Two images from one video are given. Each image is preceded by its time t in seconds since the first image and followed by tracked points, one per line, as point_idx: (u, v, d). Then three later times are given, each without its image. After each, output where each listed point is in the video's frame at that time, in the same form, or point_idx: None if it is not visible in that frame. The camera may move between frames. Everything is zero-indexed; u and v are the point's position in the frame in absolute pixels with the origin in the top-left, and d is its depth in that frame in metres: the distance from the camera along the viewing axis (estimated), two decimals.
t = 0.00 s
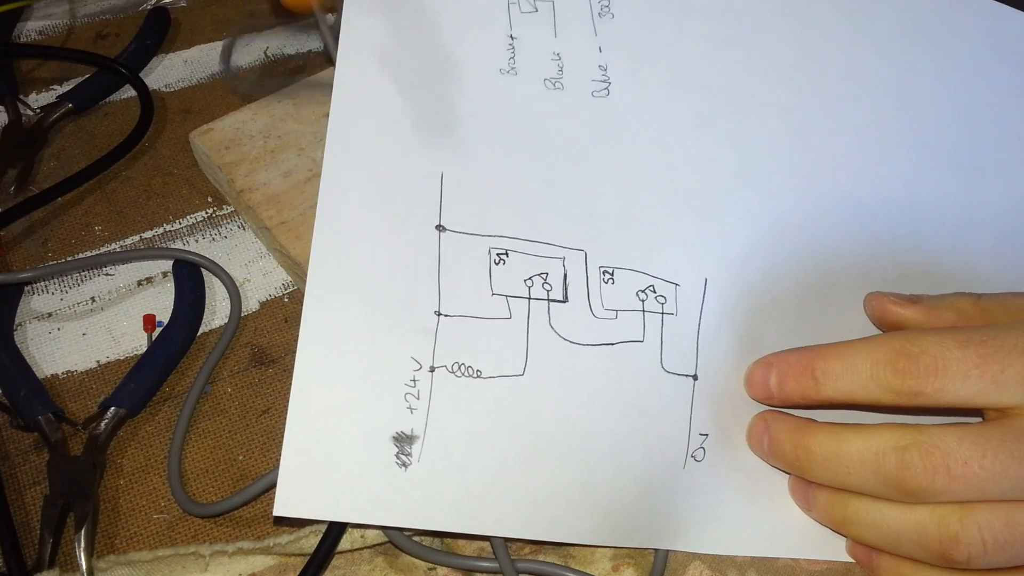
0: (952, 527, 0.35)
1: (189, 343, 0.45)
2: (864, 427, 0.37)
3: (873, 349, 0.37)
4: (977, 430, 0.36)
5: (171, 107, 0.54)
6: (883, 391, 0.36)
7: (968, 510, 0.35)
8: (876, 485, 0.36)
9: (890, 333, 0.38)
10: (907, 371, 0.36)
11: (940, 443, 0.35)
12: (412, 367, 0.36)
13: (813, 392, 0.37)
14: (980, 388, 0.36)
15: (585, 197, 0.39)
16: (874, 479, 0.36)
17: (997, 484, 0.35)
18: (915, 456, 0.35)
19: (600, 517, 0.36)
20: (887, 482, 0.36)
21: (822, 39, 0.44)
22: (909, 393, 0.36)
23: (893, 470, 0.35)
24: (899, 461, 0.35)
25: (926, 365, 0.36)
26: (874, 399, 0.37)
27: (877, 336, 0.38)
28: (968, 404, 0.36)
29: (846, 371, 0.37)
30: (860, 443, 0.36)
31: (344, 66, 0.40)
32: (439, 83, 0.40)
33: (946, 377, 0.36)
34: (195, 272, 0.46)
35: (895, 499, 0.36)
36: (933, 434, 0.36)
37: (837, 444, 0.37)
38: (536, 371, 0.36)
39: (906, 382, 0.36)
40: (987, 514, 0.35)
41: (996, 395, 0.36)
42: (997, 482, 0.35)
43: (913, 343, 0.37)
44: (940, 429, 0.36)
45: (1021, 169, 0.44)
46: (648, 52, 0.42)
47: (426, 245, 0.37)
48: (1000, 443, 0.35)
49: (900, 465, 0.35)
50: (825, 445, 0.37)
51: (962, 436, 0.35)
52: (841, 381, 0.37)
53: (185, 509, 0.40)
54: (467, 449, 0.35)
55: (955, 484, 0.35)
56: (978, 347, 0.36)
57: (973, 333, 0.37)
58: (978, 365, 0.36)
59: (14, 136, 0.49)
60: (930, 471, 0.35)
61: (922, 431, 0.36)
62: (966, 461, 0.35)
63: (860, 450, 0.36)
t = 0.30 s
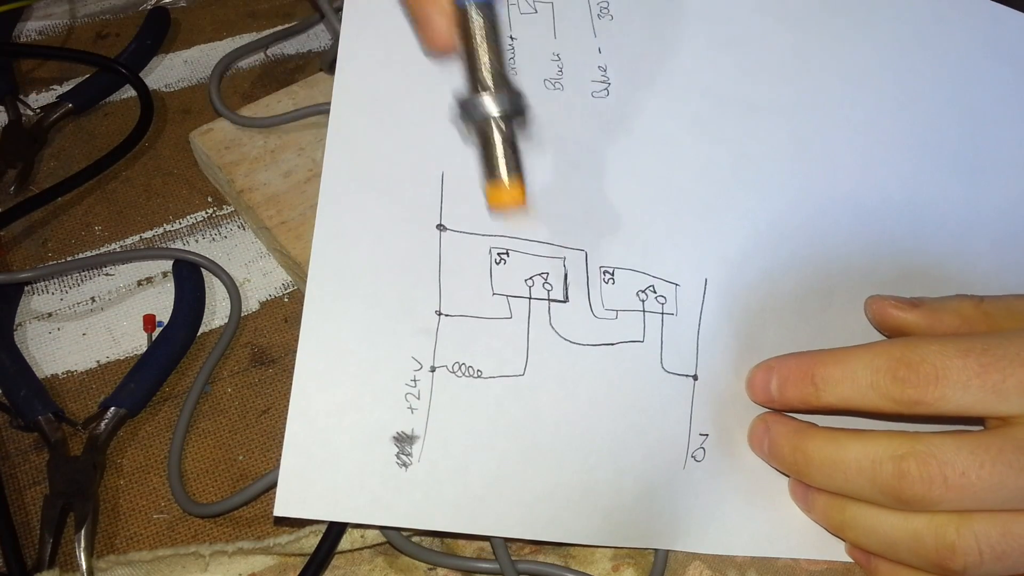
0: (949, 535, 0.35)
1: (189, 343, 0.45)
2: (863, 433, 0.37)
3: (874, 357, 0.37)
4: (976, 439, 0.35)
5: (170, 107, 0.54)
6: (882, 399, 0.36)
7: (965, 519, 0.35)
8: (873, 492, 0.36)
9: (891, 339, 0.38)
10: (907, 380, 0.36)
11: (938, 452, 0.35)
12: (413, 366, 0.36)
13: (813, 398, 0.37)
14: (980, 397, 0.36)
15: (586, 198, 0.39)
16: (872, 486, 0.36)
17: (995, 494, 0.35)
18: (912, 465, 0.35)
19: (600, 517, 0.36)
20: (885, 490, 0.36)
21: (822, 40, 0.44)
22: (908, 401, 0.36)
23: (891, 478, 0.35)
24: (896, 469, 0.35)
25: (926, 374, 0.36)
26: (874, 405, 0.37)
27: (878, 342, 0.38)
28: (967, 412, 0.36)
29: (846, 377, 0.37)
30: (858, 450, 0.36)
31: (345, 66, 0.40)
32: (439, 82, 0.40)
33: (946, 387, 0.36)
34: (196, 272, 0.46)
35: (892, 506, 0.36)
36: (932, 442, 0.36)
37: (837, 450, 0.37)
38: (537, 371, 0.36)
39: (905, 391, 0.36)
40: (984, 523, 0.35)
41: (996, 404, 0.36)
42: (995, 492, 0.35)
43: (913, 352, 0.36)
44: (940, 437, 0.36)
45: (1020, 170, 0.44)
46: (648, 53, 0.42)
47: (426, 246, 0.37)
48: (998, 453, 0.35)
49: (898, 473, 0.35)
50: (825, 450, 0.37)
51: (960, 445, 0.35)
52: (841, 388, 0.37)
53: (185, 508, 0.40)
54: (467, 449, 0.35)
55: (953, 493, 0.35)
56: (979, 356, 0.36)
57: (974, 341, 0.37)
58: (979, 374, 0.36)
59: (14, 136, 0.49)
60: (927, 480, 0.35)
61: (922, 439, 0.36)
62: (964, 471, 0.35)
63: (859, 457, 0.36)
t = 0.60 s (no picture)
0: (952, 536, 0.35)
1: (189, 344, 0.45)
2: (869, 433, 0.37)
3: (880, 357, 0.37)
4: (980, 440, 0.35)
5: (170, 107, 0.54)
6: (889, 398, 0.36)
7: (969, 520, 0.35)
8: (878, 492, 0.36)
9: (899, 339, 0.38)
10: (913, 380, 0.36)
11: (943, 454, 0.35)
12: (413, 366, 0.36)
13: (821, 396, 0.37)
14: (988, 399, 0.35)
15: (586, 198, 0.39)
16: (876, 485, 0.36)
17: (1000, 496, 0.35)
18: (917, 466, 0.35)
19: (600, 517, 0.36)
20: (889, 490, 0.36)
21: (822, 40, 0.44)
22: (915, 402, 0.36)
23: (895, 479, 0.35)
24: (901, 470, 0.35)
25: (932, 375, 0.36)
26: (882, 405, 0.37)
27: (886, 341, 0.38)
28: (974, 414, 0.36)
29: (852, 377, 0.37)
30: (863, 450, 0.36)
31: (345, 67, 0.40)
32: (439, 82, 0.40)
33: (953, 388, 0.36)
34: (196, 272, 0.46)
35: (897, 506, 0.36)
36: (938, 443, 0.36)
37: (842, 449, 0.37)
38: (537, 371, 0.36)
39: (912, 392, 0.36)
40: (988, 525, 0.35)
41: (1002, 406, 0.35)
42: (1000, 495, 0.34)
43: (921, 352, 0.36)
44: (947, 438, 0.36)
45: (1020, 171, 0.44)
46: (648, 52, 0.42)
47: (426, 245, 0.37)
48: (1004, 455, 0.35)
49: (903, 474, 0.35)
50: (830, 450, 0.37)
51: (965, 447, 0.35)
52: (847, 387, 0.37)
53: (185, 509, 0.40)
54: (467, 449, 0.35)
55: (957, 495, 0.35)
56: (987, 358, 0.36)
57: (982, 343, 0.36)
58: (986, 376, 0.35)
59: (14, 137, 0.49)
60: (932, 481, 0.35)
61: (927, 440, 0.36)
62: (969, 473, 0.35)
63: (864, 456, 0.36)
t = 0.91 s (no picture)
0: (952, 538, 0.35)
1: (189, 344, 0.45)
2: (869, 434, 0.37)
3: (881, 357, 0.37)
4: (980, 442, 0.35)
5: (171, 107, 0.54)
6: (890, 398, 0.36)
7: (969, 522, 0.35)
8: (877, 493, 0.36)
9: (900, 339, 0.38)
10: (913, 381, 0.36)
11: (943, 455, 0.35)
12: (412, 366, 0.36)
13: (821, 397, 0.37)
14: (988, 401, 0.35)
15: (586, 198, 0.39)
16: (876, 486, 0.36)
17: (1000, 498, 0.34)
18: (917, 467, 0.35)
19: (600, 517, 0.36)
20: (889, 490, 0.36)
21: (823, 40, 0.44)
22: (915, 403, 0.36)
23: (895, 480, 0.35)
24: (901, 471, 0.35)
25: (932, 375, 0.36)
26: (882, 405, 0.37)
27: (887, 342, 0.38)
28: (974, 415, 0.36)
29: (852, 377, 0.37)
30: (863, 451, 0.36)
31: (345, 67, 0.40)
32: (439, 82, 0.40)
33: (953, 389, 0.35)
34: (195, 272, 0.46)
35: (897, 506, 0.36)
36: (938, 444, 0.36)
37: (842, 450, 0.37)
38: (537, 371, 0.36)
39: (911, 392, 0.36)
40: (988, 526, 0.35)
41: (1003, 408, 0.35)
42: (1000, 497, 0.34)
43: (921, 353, 0.36)
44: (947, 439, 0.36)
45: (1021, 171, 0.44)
46: (648, 53, 0.42)
47: (425, 245, 0.37)
48: (1004, 457, 0.35)
49: (902, 475, 0.35)
50: (830, 450, 0.37)
51: (966, 449, 0.35)
52: (848, 387, 0.37)
53: (186, 509, 0.40)
54: (467, 449, 0.35)
55: (957, 496, 0.35)
56: (987, 358, 0.35)
57: (982, 343, 0.36)
58: (986, 377, 0.35)
59: (14, 137, 0.49)
60: (932, 482, 0.35)
61: (927, 440, 0.36)
62: (969, 474, 0.35)
63: (864, 457, 0.36)
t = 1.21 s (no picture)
0: (952, 538, 0.35)
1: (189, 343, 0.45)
2: (869, 434, 0.37)
3: (881, 357, 0.37)
4: (980, 442, 0.35)
5: (171, 107, 0.54)
6: (890, 398, 0.36)
7: (969, 523, 0.35)
8: (877, 493, 0.36)
9: (900, 340, 0.38)
10: (913, 381, 0.36)
11: (942, 456, 0.35)
12: (412, 367, 0.36)
13: (821, 397, 0.37)
14: (987, 401, 0.35)
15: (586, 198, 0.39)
16: (875, 487, 0.36)
17: (1000, 499, 0.34)
18: (917, 468, 0.35)
19: (600, 517, 0.36)
20: (889, 491, 0.36)
21: (823, 40, 0.44)
22: (915, 403, 0.36)
23: (895, 480, 0.35)
24: (901, 471, 0.35)
25: (932, 375, 0.36)
26: (882, 405, 0.37)
27: (887, 342, 0.38)
28: (974, 415, 0.36)
29: (852, 377, 0.37)
30: (863, 451, 0.36)
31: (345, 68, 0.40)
32: (439, 83, 0.40)
33: (953, 389, 0.35)
34: (196, 272, 0.46)
35: (897, 507, 0.36)
36: (938, 445, 0.36)
37: (842, 450, 0.37)
38: (537, 371, 0.36)
39: (911, 392, 0.36)
40: (989, 527, 0.35)
41: (1003, 408, 0.35)
42: (1000, 497, 0.34)
43: (921, 353, 0.36)
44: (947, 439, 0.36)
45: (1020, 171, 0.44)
46: (648, 53, 0.42)
47: (425, 246, 0.37)
48: (1003, 458, 0.34)
49: (902, 475, 0.35)
50: (830, 450, 0.37)
51: (965, 449, 0.35)
52: (848, 388, 0.37)
53: (186, 509, 0.40)
54: (467, 449, 0.35)
55: (956, 496, 0.35)
56: (987, 359, 0.35)
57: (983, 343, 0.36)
58: (986, 377, 0.35)
59: (14, 137, 0.49)
60: (931, 483, 0.35)
61: (927, 441, 0.36)
62: (968, 475, 0.35)
63: (864, 457, 0.36)
